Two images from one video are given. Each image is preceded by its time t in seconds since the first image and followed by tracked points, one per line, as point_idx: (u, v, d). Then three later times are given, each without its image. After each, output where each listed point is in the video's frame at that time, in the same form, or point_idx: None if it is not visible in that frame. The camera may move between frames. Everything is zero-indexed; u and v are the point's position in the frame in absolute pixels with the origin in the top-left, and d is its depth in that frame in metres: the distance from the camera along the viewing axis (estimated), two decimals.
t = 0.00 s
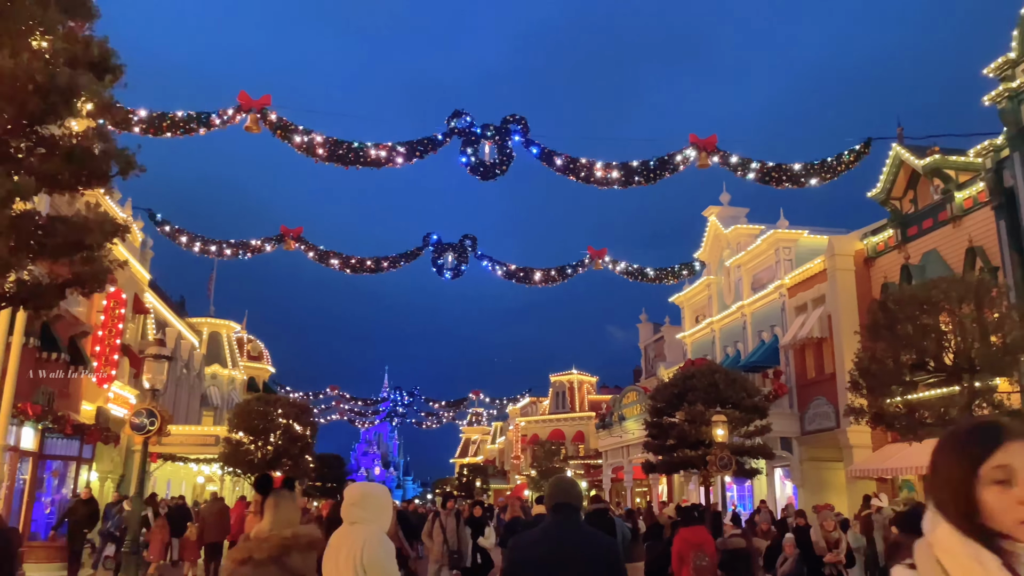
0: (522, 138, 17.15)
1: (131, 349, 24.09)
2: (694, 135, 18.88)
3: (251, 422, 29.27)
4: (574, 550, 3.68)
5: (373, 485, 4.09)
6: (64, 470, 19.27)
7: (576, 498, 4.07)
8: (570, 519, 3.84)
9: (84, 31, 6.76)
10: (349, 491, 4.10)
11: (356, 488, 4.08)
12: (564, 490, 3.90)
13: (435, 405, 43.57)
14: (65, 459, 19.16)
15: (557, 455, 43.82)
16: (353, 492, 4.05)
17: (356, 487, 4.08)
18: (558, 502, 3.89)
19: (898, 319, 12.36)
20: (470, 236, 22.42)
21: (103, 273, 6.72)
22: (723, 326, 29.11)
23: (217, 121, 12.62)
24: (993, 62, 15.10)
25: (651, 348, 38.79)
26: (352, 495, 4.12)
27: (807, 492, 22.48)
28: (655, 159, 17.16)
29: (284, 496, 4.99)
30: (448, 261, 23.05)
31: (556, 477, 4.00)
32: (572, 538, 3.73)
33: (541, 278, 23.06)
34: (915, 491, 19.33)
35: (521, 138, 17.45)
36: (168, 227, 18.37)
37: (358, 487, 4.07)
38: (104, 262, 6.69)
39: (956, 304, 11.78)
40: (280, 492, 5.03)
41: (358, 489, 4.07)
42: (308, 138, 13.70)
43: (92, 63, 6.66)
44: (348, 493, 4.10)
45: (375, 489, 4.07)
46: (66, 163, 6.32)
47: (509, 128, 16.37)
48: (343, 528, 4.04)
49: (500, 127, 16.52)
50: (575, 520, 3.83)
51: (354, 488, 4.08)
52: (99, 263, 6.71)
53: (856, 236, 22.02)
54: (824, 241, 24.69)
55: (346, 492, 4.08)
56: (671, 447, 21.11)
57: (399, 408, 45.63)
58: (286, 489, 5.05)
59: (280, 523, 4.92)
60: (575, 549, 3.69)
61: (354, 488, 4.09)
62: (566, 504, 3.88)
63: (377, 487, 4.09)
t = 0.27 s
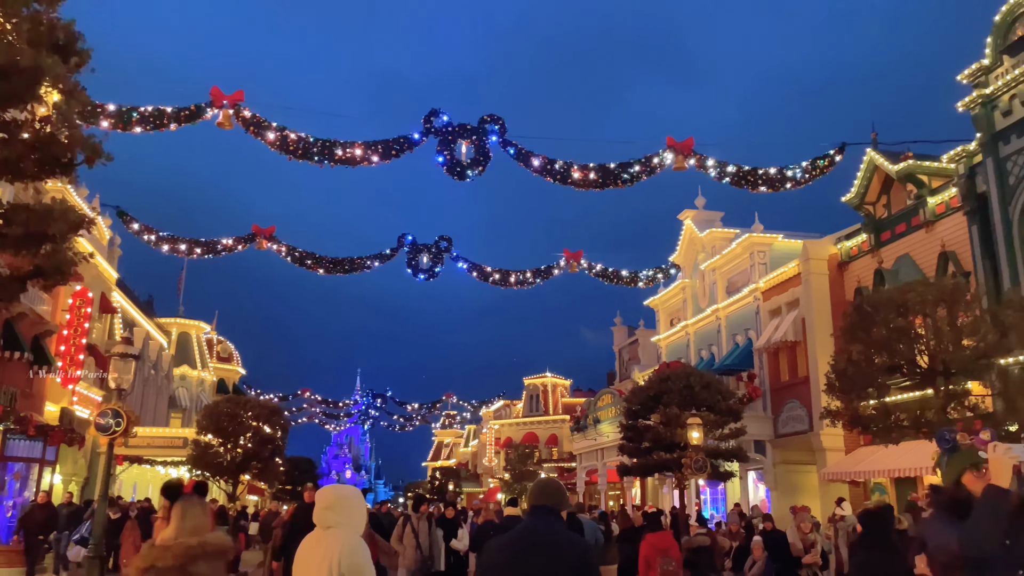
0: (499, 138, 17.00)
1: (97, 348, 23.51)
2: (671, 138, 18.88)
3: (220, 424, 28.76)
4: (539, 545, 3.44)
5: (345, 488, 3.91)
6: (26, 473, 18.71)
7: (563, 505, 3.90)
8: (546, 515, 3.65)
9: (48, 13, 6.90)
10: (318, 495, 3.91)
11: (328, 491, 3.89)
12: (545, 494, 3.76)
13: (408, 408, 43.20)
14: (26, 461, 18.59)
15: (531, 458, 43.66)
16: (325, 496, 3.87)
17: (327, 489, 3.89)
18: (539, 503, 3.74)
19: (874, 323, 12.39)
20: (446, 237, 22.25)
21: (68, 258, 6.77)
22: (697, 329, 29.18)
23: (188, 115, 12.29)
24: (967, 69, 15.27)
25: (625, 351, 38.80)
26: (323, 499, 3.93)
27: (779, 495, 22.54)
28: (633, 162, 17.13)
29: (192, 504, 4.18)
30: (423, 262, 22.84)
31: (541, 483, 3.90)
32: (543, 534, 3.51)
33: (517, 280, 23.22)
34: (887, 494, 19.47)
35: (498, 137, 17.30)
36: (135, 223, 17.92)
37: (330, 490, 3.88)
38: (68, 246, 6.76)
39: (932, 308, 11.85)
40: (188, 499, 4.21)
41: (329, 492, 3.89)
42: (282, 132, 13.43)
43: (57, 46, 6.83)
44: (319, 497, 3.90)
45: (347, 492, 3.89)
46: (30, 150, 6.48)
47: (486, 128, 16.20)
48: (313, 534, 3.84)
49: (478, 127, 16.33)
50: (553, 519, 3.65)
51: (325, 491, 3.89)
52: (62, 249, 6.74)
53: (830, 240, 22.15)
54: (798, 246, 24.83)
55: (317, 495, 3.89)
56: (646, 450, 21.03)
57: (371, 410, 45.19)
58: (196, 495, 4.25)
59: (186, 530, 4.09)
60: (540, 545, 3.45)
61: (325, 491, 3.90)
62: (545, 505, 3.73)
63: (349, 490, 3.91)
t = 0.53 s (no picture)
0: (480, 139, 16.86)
1: (66, 350, 23.00)
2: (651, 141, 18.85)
3: (192, 427, 28.27)
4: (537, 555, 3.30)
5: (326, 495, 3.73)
6: None
7: (568, 513, 3.74)
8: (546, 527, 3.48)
9: None
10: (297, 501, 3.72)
11: (309, 497, 3.70)
12: (547, 502, 3.58)
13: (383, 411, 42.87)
14: None
15: (508, 461, 43.46)
16: (308, 502, 3.67)
17: (308, 496, 3.71)
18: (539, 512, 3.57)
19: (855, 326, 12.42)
20: (425, 239, 22.08)
21: (35, 253, 6.53)
22: (675, 333, 29.22)
23: (163, 111, 12.00)
24: (946, 75, 15.39)
25: (603, 354, 38.77)
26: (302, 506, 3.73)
27: (756, 499, 22.60)
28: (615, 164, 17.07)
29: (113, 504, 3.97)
30: (401, 263, 22.65)
31: (547, 491, 3.73)
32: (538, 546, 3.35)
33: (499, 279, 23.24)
34: (863, 498, 19.59)
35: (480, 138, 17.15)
36: (106, 221, 17.51)
37: (312, 496, 3.69)
38: (36, 241, 6.53)
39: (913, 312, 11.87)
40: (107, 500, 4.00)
41: (310, 498, 3.69)
42: (257, 129, 13.18)
43: (28, 32, 6.60)
44: (298, 503, 3.71)
45: (328, 499, 3.71)
46: None
47: (466, 128, 16.04)
48: (290, 542, 3.64)
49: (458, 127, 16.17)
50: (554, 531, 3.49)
51: (305, 497, 3.71)
52: (30, 244, 6.51)
53: (808, 244, 22.26)
54: (776, 250, 24.95)
55: (297, 501, 3.69)
56: (625, 453, 20.94)
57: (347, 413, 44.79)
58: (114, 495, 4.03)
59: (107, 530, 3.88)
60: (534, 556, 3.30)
61: (305, 498, 3.71)
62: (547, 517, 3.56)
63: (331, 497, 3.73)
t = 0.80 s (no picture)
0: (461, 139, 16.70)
1: (35, 349, 22.48)
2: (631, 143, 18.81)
3: (164, 428, 27.78)
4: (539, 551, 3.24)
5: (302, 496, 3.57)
6: None
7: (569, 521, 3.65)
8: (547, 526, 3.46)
9: None
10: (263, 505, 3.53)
11: (284, 502, 3.49)
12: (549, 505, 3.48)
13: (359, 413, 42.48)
14: None
15: (485, 464, 43.24)
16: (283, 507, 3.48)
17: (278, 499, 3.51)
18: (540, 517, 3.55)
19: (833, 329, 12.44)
20: (403, 240, 21.92)
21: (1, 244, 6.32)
22: (653, 335, 29.24)
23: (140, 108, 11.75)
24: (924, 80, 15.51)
25: (581, 357, 38.73)
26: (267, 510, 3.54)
27: (734, 502, 22.63)
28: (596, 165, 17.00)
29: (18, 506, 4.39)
30: (379, 263, 22.44)
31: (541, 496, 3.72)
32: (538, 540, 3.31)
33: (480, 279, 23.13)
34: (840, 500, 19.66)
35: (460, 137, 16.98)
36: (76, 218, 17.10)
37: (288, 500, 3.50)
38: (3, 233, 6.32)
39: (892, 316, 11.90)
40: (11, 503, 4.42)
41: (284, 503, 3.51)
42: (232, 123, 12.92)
43: None
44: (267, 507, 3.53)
45: (301, 501, 3.53)
46: None
47: (447, 128, 15.89)
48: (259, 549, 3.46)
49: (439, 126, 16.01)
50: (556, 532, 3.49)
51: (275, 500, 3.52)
52: None
53: (786, 248, 22.37)
54: (754, 254, 25.06)
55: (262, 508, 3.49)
56: (604, 456, 20.88)
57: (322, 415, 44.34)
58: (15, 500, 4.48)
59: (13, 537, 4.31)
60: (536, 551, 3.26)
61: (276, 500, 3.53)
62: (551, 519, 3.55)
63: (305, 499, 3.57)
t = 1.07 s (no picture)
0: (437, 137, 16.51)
1: None
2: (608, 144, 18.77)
3: (131, 430, 27.23)
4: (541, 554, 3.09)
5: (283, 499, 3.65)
6: None
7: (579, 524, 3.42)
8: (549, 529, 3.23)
9: None
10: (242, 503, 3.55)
11: (268, 501, 3.55)
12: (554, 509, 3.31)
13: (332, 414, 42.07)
14: None
15: (459, 465, 43.03)
16: (268, 505, 3.53)
17: (262, 498, 3.55)
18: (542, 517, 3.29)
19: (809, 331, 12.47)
20: (377, 240, 21.71)
21: None
22: (628, 337, 29.25)
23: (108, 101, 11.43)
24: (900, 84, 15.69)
25: (555, 358, 38.70)
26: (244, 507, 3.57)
27: (708, 504, 22.68)
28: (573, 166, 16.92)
29: None
30: (353, 262, 22.20)
31: (546, 494, 3.45)
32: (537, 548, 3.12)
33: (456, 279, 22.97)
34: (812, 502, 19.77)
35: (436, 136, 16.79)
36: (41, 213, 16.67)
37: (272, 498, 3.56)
38: None
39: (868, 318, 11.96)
40: None
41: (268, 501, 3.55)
42: (204, 119, 12.64)
43: None
44: (248, 505, 3.55)
45: (282, 502, 3.60)
46: None
47: (423, 125, 15.71)
48: (236, 548, 3.44)
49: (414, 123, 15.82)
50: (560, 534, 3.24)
51: (257, 499, 3.55)
52: None
53: (761, 250, 22.47)
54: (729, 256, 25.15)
55: (244, 505, 3.52)
56: (578, 457, 20.79)
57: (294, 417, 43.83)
58: None
59: None
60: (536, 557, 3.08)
61: (257, 499, 3.57)
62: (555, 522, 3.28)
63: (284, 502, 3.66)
